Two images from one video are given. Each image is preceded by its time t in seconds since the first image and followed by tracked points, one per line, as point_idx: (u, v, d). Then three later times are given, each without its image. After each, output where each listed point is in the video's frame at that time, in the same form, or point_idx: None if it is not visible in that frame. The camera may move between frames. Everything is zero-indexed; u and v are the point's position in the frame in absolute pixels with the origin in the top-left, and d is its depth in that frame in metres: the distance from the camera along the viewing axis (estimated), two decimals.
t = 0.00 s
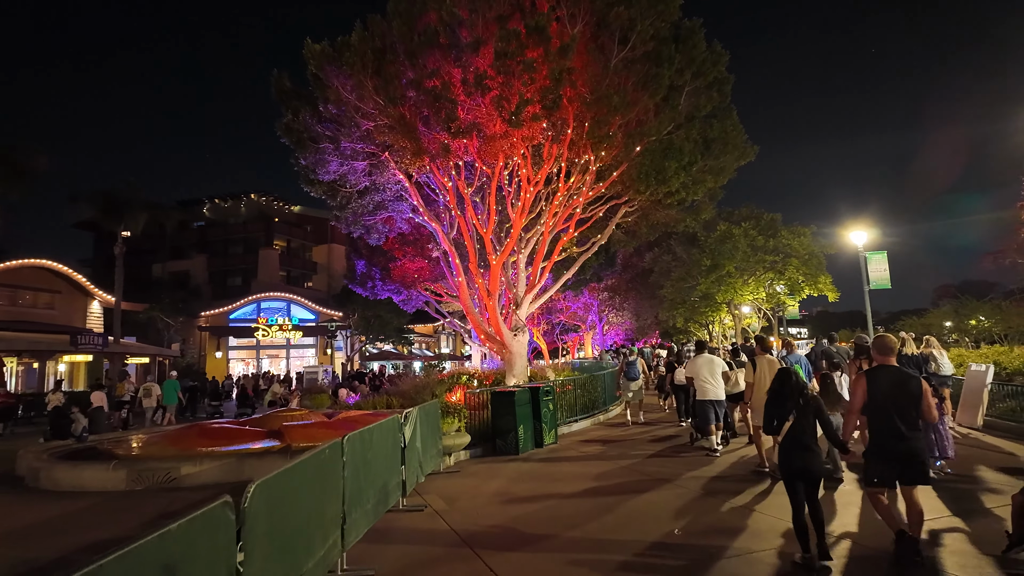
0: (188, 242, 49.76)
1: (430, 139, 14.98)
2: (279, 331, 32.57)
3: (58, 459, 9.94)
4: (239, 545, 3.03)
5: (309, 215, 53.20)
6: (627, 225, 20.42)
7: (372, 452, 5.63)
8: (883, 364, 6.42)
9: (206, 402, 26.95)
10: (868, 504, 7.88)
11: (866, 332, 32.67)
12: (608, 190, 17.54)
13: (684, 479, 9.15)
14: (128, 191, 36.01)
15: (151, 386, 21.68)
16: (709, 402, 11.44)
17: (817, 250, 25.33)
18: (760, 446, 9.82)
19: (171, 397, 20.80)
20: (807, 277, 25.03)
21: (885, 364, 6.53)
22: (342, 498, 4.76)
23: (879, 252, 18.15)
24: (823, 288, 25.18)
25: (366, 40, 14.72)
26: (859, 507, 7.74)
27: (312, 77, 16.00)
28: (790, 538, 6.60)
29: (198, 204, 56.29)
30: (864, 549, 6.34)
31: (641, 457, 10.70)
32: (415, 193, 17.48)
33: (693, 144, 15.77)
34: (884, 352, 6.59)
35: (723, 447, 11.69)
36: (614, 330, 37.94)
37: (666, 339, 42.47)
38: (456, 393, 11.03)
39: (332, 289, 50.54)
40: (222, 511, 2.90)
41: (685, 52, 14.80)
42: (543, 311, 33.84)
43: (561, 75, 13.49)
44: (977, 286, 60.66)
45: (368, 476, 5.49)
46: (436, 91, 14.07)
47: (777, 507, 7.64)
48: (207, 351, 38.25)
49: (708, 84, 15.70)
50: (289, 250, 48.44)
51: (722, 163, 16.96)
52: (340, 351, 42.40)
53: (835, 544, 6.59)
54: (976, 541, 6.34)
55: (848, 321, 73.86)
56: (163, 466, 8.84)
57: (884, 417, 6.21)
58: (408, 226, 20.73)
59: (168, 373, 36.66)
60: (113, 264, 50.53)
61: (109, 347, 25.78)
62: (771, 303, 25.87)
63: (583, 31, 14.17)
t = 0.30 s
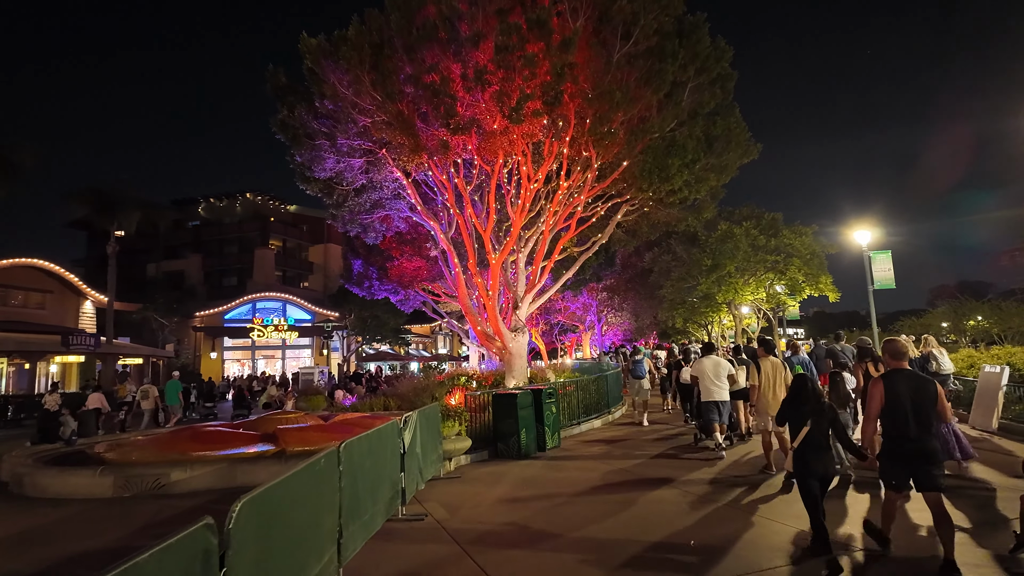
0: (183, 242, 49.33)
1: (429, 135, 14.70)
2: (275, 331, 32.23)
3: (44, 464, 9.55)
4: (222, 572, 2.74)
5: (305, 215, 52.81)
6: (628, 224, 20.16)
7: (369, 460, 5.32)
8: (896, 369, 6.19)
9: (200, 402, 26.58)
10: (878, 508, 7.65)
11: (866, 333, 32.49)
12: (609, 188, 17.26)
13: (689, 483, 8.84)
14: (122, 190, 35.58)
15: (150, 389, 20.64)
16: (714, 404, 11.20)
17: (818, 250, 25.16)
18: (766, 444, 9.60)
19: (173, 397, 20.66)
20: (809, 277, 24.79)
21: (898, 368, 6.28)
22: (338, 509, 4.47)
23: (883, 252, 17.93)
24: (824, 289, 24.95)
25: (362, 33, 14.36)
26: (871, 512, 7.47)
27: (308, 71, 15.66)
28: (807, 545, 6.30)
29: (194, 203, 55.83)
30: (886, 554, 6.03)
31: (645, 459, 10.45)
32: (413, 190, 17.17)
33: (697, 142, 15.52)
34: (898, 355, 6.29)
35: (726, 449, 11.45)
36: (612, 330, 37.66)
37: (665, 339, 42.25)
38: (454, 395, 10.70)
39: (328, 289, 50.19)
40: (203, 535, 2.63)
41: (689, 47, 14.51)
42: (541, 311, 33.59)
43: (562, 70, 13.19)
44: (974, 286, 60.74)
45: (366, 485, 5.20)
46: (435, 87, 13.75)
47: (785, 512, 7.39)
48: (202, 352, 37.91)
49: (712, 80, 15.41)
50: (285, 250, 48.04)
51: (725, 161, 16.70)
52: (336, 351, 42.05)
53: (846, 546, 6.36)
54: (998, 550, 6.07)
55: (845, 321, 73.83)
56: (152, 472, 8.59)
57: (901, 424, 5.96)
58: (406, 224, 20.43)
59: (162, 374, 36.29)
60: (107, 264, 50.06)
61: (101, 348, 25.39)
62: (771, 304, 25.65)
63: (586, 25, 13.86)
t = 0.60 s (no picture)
0: (177, 242, 48.89)
1: (426, 132, 14.42)
2: (270, 332, 31.88)
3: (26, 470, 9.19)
4: None
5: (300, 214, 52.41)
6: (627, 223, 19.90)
7: (364, 466, 5.05)
8: (892, 365, 6.26)
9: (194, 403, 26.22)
10: (886, 508, 7.42)
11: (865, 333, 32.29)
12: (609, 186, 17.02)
13: (685, 484, 8.59)
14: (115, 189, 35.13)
15: (146, 389, 20.34)
16: (718, 403, 10.98)
17: (818, 249, 24.98)
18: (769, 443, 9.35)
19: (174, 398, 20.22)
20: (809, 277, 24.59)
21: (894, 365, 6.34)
22: (331, 520, 4.19)
23: (886, 250, 17.71)
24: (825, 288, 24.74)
25: (358, 27, 14.05)
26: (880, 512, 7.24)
27: (303, 66, 15.36)
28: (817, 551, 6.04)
29: (188, 203, 55.35)
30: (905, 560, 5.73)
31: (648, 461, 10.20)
32: (409, 188, 16.87)
33: (698, 138, 15.32)
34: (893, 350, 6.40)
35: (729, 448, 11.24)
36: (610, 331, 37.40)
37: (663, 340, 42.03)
38: (452, 396, 10.38)
39: (323, 290, 49.84)
40: (173, 558, 2.37)
41: (690, 42, 14.28)
42: (538, 311, 33.33)
43: (562, 64, 12.93)
44: (968, 286, 60.98)
45: (361, 491, 4.94)
46: (432, 81, 13.47)
47: (785, 515, 7.15)
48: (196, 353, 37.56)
49: (713, 76, 15.17)
50: (280, 250, 47.64)
51: (726, 158, 16.47)
52: (332, 352, 41.71)
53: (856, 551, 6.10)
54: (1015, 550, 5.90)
55: (842, 322, 73.85)
56: (138, 478, 8.28)
57: (900, 416, 6.01)
58: (402, 223, 20.14)
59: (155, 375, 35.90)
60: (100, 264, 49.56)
61: (93, 349, 24.99)
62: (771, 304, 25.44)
63: (586, 18, 13.61)
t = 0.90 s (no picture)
0: (167, 241, 48.28)
1: (419, 127, 14.10)
2: (261, 333, 31.45)
3: None
4: None
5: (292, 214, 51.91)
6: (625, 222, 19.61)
7: (350, 476, 4.71)
8: (895, 367, 6.05)
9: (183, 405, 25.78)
10: (894, 511, 7.16)
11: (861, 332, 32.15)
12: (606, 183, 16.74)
13: (677, 486, 8.30)
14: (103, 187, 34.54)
15: (140, 391, 19.95)
16: (716, 403, 10.71)
17: (815, 248, 24.80)
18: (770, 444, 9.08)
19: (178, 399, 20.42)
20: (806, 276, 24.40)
21: (897, 366, 6.12)
22: (314, 534, 3.97)
23: (886, 248, 17.49)
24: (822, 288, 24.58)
25: (349, 20, 13.66)
26: (887, 515, 6.96)
27: (293, 59, 14.98)
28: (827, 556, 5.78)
29: (179, 202, 54.72)
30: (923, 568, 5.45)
31: (646, 461, 9.94)
32: (402, 185, 16.50)
33: (697, 135, 14.99)
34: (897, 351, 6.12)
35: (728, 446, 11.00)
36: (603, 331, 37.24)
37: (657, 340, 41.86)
38: (445, 397, 10.04)
39: (316, 290, 49.39)
40: None
41: (690, 35, 13.99)
42: (533, 311, 33.05)
43: (559, 57, 12.63)
44: (958, 286, 61.29)
45: (347, 503, 4.61)
46: (425, 75, 13.14)
47: (785, 520, 6.84)
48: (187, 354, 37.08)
49: (713, 70, 14.86)
50: (272, 250, 47.11)
51: (725, 155, 16.22)
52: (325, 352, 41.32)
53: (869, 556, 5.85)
54: None
55: (832, 321, 74.35)
56: (117, 485, 7.92)
57: (902, 420, 5.81)
58: (395, 221, 19.79)
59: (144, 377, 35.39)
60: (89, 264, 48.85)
61: (79, 350, 24.48)
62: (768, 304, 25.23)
63: (583, 11, 13.31)
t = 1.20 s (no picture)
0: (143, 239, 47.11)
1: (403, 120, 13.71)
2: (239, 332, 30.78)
3: None
4: None
5: (273, 211, 50.99)
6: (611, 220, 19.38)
7: (325, 483, 4.36)
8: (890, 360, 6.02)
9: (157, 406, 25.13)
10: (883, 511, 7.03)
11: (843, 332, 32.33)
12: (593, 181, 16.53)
13: (655, 484, 8.29)
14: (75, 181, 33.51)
15: (119, 390, 19.36)
16: (701, 398, 10.57)
17: (798, 247, 24.84)
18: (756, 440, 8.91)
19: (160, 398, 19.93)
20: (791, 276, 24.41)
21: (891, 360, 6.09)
22: (283, 550, 3.60)
23: (871, 248, 17.46)
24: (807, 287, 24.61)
25: (330, 8, 13.20)
26: (878, 515, 6.83)
27: (272, 48, 14.51)
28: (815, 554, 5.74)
29: (155, 198, 53.40)
30: (918, 569, 5.33)
31: (633, 461, 9.72)
32: (385, 179, 16.10)
33: (685, 131, 14.83)
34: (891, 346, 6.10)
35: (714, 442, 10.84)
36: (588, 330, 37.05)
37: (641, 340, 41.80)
38: (429, 398, 9.70)
39: (296, 289, 48.62)
40: None
41: (679, 29, 13.79)
42: (518, 311, 32.74)
43: (547, 48, 12.34)
44: (935, 287, 62.10)
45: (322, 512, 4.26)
46: (409, 66, 12.76)
47: (765, 515, 6.91)
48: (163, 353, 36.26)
49: (701, 65, 14.69)
50: (252, 248, 46.21)
51: (713, 152, 16.07)
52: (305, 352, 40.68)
53: (860, 556, 5.77)
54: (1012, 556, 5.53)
55: (812, 322, 75.09)
56: (76, 491, 7.45)
57: (893, 412, 5.82)
58: (378, 217, 19.37)
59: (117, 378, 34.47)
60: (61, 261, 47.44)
61: (48, 349, 23.65)
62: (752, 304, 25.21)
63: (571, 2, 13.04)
